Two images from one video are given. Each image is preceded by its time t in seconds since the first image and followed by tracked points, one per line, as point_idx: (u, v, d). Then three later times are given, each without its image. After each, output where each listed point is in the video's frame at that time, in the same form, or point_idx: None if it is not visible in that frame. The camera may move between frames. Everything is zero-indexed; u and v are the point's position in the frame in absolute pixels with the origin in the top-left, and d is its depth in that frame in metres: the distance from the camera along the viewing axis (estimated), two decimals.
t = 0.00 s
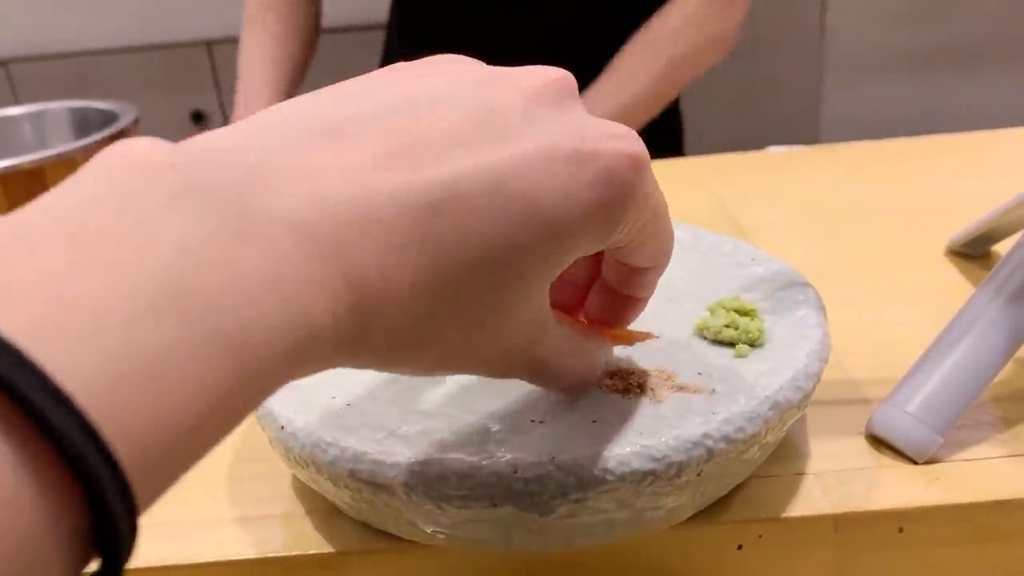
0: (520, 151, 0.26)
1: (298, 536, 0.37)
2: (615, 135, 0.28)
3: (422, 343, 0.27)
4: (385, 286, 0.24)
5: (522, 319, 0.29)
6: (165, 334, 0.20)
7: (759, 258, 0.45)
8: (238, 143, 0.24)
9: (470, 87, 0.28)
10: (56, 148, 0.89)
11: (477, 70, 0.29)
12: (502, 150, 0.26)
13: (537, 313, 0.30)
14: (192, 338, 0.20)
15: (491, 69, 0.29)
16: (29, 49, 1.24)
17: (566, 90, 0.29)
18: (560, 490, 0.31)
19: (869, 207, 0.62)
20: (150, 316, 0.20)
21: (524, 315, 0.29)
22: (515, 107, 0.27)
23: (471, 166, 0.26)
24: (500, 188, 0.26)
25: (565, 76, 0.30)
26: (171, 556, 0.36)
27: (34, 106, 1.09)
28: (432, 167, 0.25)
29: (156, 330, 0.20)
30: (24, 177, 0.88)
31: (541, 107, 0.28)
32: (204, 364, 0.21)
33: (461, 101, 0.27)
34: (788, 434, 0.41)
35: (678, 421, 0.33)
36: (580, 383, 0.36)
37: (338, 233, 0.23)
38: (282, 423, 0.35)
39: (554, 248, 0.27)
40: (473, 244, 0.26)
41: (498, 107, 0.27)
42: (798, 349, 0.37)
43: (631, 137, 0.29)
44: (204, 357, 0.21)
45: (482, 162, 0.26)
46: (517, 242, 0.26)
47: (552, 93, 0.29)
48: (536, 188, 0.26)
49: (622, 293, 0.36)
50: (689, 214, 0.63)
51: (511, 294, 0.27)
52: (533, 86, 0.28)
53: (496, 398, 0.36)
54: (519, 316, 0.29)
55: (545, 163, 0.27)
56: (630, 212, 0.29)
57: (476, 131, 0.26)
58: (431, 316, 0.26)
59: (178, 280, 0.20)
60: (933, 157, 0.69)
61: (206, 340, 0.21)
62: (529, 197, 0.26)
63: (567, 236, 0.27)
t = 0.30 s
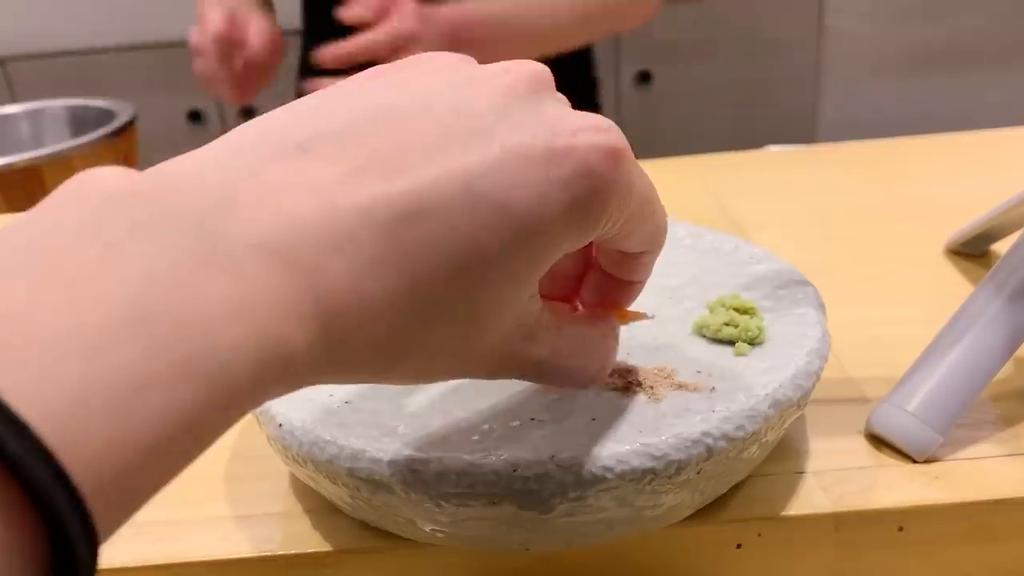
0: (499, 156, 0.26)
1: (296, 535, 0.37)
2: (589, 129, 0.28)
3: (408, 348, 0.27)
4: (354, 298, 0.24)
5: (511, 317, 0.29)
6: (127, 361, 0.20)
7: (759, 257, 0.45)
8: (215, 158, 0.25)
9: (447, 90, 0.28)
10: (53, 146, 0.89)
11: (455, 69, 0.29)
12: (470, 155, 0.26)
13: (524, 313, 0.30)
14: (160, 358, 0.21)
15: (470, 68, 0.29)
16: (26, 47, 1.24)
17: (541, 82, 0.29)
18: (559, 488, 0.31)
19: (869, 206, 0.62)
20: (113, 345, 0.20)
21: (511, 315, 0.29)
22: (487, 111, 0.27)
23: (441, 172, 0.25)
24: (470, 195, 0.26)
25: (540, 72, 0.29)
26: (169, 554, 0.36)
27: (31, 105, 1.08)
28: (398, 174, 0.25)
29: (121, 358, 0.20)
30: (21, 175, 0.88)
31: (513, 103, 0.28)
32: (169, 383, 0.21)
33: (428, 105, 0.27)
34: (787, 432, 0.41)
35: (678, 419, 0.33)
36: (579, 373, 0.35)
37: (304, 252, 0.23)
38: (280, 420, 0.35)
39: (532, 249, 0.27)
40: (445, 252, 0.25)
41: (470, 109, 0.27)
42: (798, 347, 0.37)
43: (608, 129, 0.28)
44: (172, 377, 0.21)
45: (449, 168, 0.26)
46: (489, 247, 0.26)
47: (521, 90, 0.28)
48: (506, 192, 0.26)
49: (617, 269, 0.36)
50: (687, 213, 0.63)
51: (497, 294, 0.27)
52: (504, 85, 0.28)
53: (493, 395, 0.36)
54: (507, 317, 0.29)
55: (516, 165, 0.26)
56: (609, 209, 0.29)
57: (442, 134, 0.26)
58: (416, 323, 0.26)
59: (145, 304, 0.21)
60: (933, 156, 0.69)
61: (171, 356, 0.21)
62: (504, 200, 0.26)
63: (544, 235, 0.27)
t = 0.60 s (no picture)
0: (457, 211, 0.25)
1: (295, 538, 0.37)
2: (554, 175, 0.26)
3: (363, 408, 0.25)
4: (298, 363, 0.23)
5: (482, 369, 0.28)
6: (48, 441, 0.20)
7: (758, 258, 0.45)
8: (169, 207, 0.25)
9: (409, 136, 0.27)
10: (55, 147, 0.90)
11: (417, 107, 0.28)
12: (428, 207, 0.25)
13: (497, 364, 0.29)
14: (87, 443, 0.20)
15: (440, 110, 0.28)
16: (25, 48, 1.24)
17: (513, 124, 0.28)
18: (558, 490, 0.31)
19: (868, 207, 0.62)
20: (37, 415, 0.19)
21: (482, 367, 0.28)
22: (449, 161, 0.26)
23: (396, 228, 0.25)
24: (426, 251, 0.25)
25: (513, 113, 0.28)
26: (167, 557, 0.36)
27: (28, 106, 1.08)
28: (349, 227, 0.24)
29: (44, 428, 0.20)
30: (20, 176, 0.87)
31: (476, 148, 0.27)
32: (98, 465, 0.20)
33: (387, 153, 0.26)
34: (786, 433, 0.41)
35: (676, 421, 0.33)
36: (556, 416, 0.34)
37: (247, 318, 0.23)
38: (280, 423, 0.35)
39: (496, 303, 0.26)
40: (399, 301, 0.24)
41: (432, 158, 0.26)
42: (796, 349, 0.37)
43: (579, 175, 0.27)
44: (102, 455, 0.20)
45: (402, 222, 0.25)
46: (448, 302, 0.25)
47: (490, 135, 0.27)
48: (466, 246, 0.25)
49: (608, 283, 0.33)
50: (686, 214, 0.63)
51: (460, 352, 0.26)
52: (470, 130, 0.27)
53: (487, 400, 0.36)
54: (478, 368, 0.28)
55: (476, 216, 0.25)
56: (580, 260, 0.27)
57: (399, 185, 0.25)
58: (372, 383, 0.25)
59: (73, 384, 0.20)
60: (932, 157, 0.69)
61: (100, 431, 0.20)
62: (464, 255, 0.25)
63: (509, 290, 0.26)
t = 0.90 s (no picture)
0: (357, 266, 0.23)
1: (297, 537, 0.37)
2: (462, 234, 0.24)
3: (258, 468, 0.23)
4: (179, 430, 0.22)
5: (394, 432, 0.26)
6: None
7: (757, 259, 0.45)
8: (71, 242, 0.23)
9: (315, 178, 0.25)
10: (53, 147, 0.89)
11: (334, 144, 0.26)
12: (326, 262, 0.23)
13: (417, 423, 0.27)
14: None
15: (358, 148, 0.26)
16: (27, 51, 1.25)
17: (434, 171, 0.26)
18: (560, 490, 0.31)
19: (866, 207, 0.62)
20: None
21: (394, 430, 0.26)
22: (358, 207, 0.24)
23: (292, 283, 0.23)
24: (322, 309, 0.23)
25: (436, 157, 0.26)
26: (172, 557, 0.36)
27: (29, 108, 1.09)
28: (241, 280, 0.22)
29: None
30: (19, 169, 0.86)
31: (385, 200, 0.24)
32: None
33: (289, 199, 0.24)
34: (787, 432, 0.41)
35: (676, 421, 0.34)
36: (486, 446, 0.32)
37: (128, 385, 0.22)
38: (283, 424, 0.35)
39: (400, 365, 0.24)
40: (283, 367, 0.23)
41: (338, 204, 0.24)
42: (795, 349, 0.37)
43: (496, 232, 0.25)
44: None
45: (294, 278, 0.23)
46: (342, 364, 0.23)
47: (407, 179, 0.25)
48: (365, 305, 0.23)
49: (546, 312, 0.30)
50: (685, 214, 0.63)
51: (361, 418, 0.24)
52: (383, 173, 0.25)
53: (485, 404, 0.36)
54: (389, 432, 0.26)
55: (375, 272, 0.23)
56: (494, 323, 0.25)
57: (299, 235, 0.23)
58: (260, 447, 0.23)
59: None
60: (932, 157, 0.69)
61: (28, 461, 0.21)
62: (362, 314, 0.23)
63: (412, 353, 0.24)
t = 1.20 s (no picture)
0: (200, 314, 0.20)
1: (298, 539, 0.37)
2: (335, 277, 0.21)
3: (84, 525, 0.21)
4: None
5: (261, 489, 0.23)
6: None
7: (759, 259, 0.45)
8: None
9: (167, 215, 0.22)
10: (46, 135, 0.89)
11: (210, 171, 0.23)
12: (172, 305, 0.20)
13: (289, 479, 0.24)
14: None
15: (228, 178, 0.23)
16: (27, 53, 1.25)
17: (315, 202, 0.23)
18: (562, 492, 0.31)
19: (867, 207, 0.62)
20: None
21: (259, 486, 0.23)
22: (209, 249, 0.21)
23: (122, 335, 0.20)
24: (160, 356, 0.20)
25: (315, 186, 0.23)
26: (175, 559, 0.36)
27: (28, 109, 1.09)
28: (73, 328, 0.20)
29: None
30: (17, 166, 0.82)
31: (246, 236, 0.22)
32: None
33: (148, 232, 0.22)
34: (789, 433, 0.41)
35: (678, 422, 0.34)
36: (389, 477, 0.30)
37: None
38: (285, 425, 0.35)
39: (251, 422, 0.21)
40: (111, 418, 0.20)
41: (185, 245, 0.21)
42: (797, 350, 0.37)
43: (366, 277, 0.22)
44: None
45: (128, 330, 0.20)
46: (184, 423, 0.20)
47: (273, 214, 0.22)
48: (202, 358, 0.20)
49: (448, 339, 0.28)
50: (686, 214, 0.63)
51: (208, 471, 0.21)
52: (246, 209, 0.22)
53: (480, 410, 0.36)
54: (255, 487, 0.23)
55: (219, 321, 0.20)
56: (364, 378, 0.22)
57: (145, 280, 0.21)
58: (87, 507, 0.21)
59: None
60: (933, 157, 0.69)
61: None
62: (200, 368, 0.20)
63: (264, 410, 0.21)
